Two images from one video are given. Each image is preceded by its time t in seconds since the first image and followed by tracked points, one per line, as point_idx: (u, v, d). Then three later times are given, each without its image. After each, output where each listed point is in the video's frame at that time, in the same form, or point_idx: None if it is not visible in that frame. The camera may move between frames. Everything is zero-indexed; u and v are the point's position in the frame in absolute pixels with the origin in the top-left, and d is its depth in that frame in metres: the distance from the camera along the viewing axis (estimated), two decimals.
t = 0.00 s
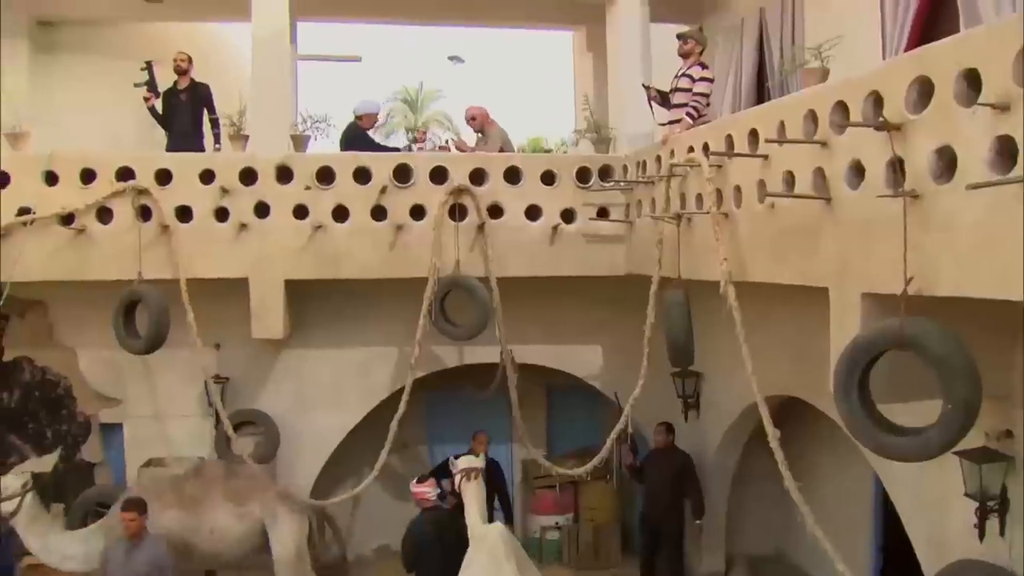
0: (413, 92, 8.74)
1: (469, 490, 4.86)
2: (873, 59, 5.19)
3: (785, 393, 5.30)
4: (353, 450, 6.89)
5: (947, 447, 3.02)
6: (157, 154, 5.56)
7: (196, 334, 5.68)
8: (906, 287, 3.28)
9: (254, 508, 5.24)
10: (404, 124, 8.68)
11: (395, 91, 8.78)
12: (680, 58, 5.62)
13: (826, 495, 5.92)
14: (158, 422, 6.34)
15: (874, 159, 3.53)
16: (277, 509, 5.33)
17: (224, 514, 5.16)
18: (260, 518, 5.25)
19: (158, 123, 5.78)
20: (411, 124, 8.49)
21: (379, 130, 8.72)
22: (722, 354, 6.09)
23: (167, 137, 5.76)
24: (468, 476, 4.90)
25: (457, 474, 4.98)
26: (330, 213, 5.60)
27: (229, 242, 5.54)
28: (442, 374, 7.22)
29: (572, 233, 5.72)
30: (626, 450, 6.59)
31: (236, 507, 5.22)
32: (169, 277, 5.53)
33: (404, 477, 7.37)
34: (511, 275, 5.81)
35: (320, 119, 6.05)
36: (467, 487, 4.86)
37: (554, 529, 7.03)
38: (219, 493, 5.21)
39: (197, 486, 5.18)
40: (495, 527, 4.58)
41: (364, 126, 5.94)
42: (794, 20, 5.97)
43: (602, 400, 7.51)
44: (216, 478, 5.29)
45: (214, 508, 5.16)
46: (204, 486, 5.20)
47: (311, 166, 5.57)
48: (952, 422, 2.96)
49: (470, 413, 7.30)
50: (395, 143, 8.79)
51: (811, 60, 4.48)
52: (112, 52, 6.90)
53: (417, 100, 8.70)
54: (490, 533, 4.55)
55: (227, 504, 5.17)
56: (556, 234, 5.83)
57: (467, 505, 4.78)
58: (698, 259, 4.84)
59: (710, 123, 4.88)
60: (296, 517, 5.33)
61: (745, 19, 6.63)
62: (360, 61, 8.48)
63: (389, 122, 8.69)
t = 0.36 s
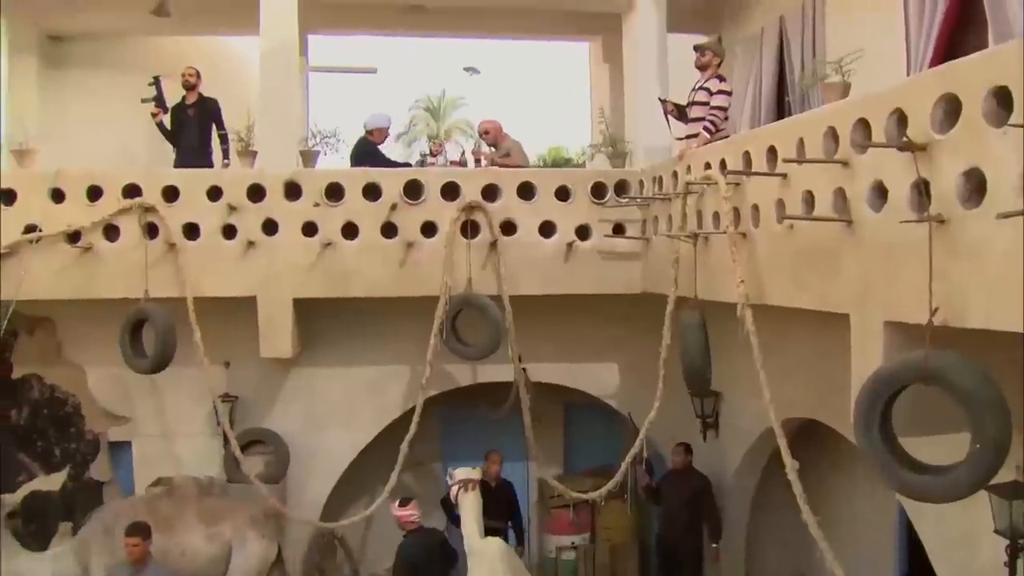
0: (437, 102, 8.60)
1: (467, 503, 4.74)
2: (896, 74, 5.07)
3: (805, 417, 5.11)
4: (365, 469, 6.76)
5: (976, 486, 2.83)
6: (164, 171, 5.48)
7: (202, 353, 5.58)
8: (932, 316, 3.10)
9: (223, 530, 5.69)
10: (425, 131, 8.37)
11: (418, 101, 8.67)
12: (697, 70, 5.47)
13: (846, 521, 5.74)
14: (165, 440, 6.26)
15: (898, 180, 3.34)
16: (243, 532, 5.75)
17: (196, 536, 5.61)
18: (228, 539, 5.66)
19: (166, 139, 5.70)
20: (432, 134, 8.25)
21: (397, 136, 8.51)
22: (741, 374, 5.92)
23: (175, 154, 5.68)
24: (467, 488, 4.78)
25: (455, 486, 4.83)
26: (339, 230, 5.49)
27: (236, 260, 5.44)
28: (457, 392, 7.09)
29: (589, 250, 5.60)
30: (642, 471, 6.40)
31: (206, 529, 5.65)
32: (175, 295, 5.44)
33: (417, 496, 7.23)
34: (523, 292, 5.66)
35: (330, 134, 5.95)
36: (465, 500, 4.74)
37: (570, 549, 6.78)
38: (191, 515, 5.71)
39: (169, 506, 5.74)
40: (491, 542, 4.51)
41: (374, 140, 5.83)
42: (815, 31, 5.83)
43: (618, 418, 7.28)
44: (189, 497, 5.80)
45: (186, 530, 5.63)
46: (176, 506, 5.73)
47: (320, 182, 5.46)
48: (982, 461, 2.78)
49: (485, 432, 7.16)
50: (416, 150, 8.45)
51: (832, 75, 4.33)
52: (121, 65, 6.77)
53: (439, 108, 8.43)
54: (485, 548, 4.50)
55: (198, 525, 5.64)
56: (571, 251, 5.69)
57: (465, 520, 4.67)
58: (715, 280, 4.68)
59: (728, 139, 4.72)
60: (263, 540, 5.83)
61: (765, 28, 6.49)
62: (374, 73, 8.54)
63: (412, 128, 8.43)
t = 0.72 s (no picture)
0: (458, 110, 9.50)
1: (460, 524, 4.69)
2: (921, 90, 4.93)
3: (826, 442, 4.94)
4: (376, 488, 6.64)
5: (1005, 530, 2.66)
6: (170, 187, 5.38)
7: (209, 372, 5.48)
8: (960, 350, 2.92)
9: (199, 555, 5.65)
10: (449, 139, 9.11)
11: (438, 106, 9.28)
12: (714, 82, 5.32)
13: (869, 549, 5.56)
14: (174, 458, 6.16)
15: (924, 203, 3.15)
16: (222, 556, 5.66)
17: (171, 560, 5.64)
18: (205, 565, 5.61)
19: (174, 155, 5.62)
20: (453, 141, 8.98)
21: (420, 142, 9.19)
22: (760, 394, 5.75)
23: (183, 169, 5.59)
24: (460, 508, 4.72)
25: (445, 506, 4.76)
26: (348, 247, 5.38)
27: (242, 278, 5.34)
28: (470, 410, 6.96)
29: (605, 265, 5.47)
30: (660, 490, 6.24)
31: (182, 553, 5.66)
32: (181, 312, 5.34)
33: (431, 513, 7.10)
34: (537, 310, 5.53)
35: (340, 149, 5.84)
36: (458, 521, 4.69)
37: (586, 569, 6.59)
38: (167, 540, 5.72)
39: (144, 530, 5.74)
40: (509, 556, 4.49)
41: (384, 153, 5.72)
42: (836, 41, 5.68)
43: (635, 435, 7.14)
44: (165, 520, 5.80)
45: (164, 554, 5.66)
46: (151, 530, 5.74)
47: (328, 198, 5.35)
48: (1011, 504, 2.61)
49: (500, 450, 7.02)
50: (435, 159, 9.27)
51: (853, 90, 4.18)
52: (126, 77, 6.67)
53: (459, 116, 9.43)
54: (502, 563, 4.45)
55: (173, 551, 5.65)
56: (585, 267, 5.55)
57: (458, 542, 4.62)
58: (733, 300, 4.52)
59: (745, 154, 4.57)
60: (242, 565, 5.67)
61: (784, 37, 6.35)
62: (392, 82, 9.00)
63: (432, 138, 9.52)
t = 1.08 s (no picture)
0: (476, 111, 9.87)
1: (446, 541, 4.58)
2: (948, 100, 4.75)
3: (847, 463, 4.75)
4: (386, 503, 6.53)
5: None
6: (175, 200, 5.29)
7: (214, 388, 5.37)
8: (990, 382, 2.74)
9: None
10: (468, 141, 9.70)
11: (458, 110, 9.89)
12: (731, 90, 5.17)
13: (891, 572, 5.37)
14: (181, 473, 6.07)
15: (950, 223, 2.98)
16: None
17: None
18: None
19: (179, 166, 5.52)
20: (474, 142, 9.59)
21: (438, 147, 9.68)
22: (779, 411, 5.57)
23: (189, 181, 5.49)
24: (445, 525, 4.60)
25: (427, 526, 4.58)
26: (356, 260, 5.25)
27: (248, 292, 5.23)
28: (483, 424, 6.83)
29: (619, 279, 5.33)
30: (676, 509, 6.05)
31: None
32: (186, 327, 5.24)
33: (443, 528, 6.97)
34: (549, 324, 5.39)
35: (348, 159, 5.73)
36: (445, 540, 4.58)
37: None
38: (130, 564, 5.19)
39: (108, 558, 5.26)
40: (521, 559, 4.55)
41: (393, 163, 5.61)
42: (858, 47, 5.51)
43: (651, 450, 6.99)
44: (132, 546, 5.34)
45: None
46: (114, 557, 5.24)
47: (335, 210, 5.24)
48: None
49: (512, 464, 6.89)
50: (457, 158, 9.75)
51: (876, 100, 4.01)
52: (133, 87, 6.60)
53: (480, 118, 9.77)
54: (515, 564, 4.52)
55: None
56: (599, 280, 5.40)
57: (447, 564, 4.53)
58: (750, 318, 4.36)
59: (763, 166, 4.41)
60: None
61: (805, 43, 6.17)
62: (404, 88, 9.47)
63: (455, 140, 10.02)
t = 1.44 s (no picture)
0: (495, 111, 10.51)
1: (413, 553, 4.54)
2: (974, 105, 4.57)
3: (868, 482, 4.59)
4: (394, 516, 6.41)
5: None
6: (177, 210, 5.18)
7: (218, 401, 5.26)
8: None
9: None
10: (485, 142, 10.30)
11: (473, 110, 10.42)
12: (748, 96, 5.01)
13: None
14: (185, 486, 5.98)
15: (979, 244, 2.81)
16: None
17: None
18: None
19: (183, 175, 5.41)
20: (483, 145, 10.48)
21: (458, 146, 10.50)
22: (797, 426, 5.41)
23: (193, 190, 5.38)
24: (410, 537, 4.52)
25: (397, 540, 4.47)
26: (362, 271, 5.13)
27: (252, 304, 5.11)
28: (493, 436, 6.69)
29: (632, 291, 5.19)
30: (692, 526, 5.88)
31: None
32: (187, 340, 5.13)
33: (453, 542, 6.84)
34: (559, 337, 5.24)
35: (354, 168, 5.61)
36: (411, 552, 4.51)
37: None
38: None
39: None
40: None
41: (399, 170, 5.49)
42: (880, 50, 5.35)
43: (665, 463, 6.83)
44: None
45: None
46: None
47: (340, 220, 5.11)
48: None
49: (523, 477, 6.75)
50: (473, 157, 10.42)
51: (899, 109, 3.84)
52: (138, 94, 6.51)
53: (498, 119, 10.32)
54: None
55: None
56: (611, 292, 5.25)
57: (412, 574, 4.50)
58: (767, 334, 4.20)
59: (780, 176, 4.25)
60: None
61: (824, 45, 6.00)
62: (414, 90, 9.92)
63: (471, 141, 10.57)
